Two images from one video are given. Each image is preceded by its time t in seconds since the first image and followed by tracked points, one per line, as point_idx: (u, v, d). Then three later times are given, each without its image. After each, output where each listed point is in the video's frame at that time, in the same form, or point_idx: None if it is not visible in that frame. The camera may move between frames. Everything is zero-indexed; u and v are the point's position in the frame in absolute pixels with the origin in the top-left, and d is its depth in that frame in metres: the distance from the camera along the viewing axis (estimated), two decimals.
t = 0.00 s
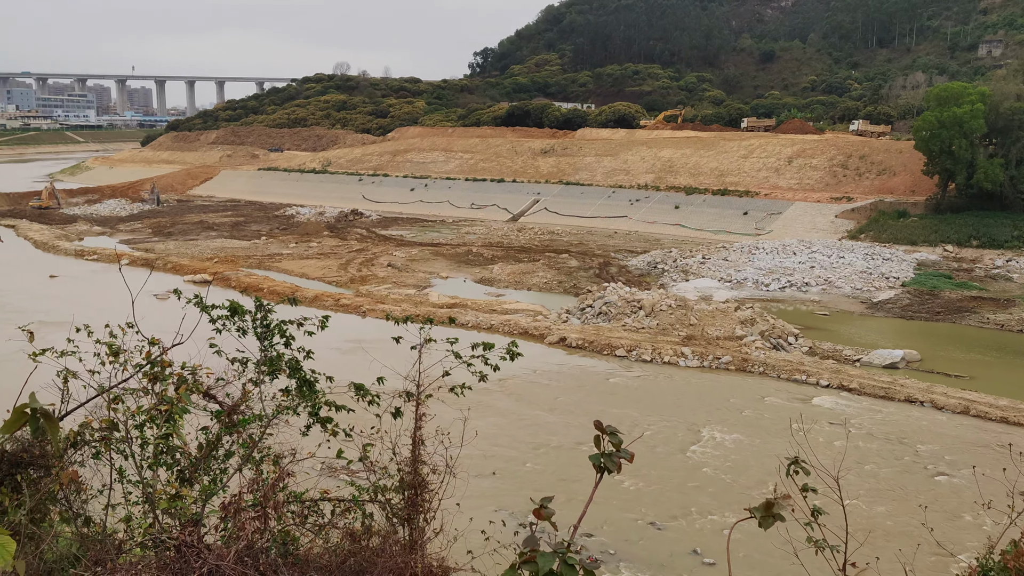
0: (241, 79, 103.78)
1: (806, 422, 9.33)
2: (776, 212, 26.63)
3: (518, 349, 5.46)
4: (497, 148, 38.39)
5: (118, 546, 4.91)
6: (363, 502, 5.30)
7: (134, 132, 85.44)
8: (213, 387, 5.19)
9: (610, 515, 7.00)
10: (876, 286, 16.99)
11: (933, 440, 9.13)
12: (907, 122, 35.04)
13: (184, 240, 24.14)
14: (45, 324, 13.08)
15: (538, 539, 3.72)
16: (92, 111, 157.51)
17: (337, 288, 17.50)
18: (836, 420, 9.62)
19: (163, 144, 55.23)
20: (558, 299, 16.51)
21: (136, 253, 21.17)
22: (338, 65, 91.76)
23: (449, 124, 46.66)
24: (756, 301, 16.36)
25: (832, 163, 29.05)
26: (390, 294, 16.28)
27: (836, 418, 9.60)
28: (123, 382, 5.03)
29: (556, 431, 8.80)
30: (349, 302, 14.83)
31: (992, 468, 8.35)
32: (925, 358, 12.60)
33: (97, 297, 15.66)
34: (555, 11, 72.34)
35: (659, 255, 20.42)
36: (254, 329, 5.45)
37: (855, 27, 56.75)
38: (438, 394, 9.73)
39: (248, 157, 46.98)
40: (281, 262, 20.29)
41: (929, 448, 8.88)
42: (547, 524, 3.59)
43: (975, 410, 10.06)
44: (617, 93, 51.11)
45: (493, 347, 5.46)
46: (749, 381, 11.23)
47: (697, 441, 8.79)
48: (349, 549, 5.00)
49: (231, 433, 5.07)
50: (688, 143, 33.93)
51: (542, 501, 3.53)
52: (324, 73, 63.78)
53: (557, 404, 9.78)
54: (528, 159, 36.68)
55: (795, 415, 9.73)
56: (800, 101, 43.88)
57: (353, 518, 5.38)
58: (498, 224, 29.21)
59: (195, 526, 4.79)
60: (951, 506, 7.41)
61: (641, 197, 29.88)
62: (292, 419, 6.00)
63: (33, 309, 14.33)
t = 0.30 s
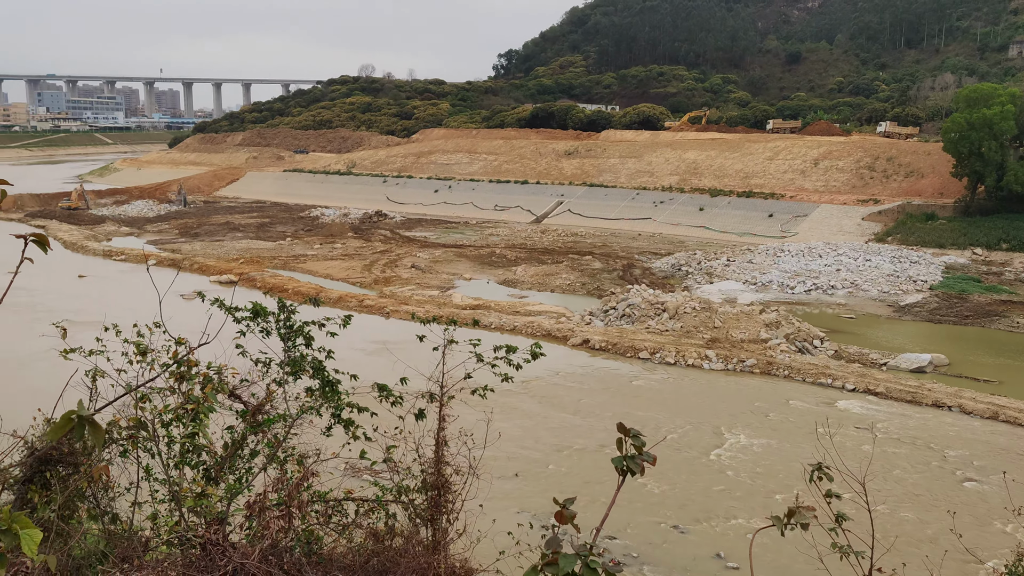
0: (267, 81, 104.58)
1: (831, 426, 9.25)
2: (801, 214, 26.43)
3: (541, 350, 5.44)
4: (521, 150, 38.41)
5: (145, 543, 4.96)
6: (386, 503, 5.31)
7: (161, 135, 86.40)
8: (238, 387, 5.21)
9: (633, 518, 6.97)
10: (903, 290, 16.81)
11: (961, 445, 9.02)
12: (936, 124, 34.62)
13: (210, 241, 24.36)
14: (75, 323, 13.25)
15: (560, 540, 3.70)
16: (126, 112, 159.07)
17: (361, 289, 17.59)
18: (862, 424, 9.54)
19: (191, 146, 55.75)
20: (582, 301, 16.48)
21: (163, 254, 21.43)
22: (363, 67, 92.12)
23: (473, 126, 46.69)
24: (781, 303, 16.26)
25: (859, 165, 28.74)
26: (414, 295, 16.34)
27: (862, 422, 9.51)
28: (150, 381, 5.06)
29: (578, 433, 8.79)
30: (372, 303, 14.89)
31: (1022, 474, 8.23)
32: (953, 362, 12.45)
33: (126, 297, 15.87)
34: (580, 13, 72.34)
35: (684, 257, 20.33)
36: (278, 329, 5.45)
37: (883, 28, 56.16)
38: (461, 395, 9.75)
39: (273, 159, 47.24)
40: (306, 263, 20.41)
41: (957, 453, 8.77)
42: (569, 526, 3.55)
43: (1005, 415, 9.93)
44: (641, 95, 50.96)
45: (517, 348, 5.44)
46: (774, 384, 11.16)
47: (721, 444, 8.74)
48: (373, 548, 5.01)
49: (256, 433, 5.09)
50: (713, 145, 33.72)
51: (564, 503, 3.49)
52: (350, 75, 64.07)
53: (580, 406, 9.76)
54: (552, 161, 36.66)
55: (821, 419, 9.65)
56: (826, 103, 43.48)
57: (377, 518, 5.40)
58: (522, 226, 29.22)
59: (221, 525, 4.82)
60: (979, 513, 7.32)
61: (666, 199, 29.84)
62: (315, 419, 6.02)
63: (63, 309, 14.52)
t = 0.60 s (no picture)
0: (292, 84, 105.29)
1: (857, 431, 9.17)
2: (827, 217, 26.24)
3: (564, 353, 5.45)
4: (545, 152, 38.43)
5: (169, 542, 4.99)
6: (408, 503, 5.32)
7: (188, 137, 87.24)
8: (263, 388, 5.24)
9: (656, 522, 6.95)
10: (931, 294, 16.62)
11: (990, 451, 8.91)
12: (965, 126, 34.18)
13: (236, 243, 24.55)
14: (102, 323, 13.42)
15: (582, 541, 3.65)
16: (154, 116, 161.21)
17: (385, 291, 17.67)
18: (889, 429, 9.45)
19: (217, 147, 56.17)
20: (605, 304, 16.46)
21: (190, 255, 21.66)
22: (388, 70, 92.20)
23: (497, 128, 46.71)
24: (806, 307, 16.17)
25: (885, 168, 28.45)
26: (437, 297, 16.39)
27: (888, 428, 9.42)
28: (175, 381, 5.08)
29: (600, 436, 8.79)
30: (396, 305, 14.96)
31: None
32: (981, 368, 12.30)
33: (153, 297, 16.09)
34: (605, 15, 72.23)
35: (708, 260, 20.25)
36: (302, 330, 5.48)
37: (911, 30, 55.55)
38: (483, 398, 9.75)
39: (299, 161, 47.37)
40: (330, 265, 20.52)
41: (986, 460, 8.67)
42: (592, 528, 3.48)
43: None
44: (665, 97, 50.76)
45: (539, 351, 5.45)
46: (799, 389, 11.09)
47: (745, 448, 8.70)
48: (395, 549, 5.02)
49: (280, 433, 5.10)
50: (737, 148, 33.52)
51: (586, 505, 3.41)
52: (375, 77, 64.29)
53: (603, 409, 9.75)
54: (576, 163, 36.66)
55: (847, 425, 9.56)
56: (853, 105, 43.06)
57: (400, 519, 5.41)
58: (545, 228, 29.24)
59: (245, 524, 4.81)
60: (1008, 521, 7.23)
61: (690, 201, 29.80)
62: (339, 420, 6.04)
63: (91, 309, 14.69)
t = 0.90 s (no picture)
0: (316, 86, 105.92)
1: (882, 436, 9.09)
2: (851, 219, 26.08)
3: (585, 355, 5.43)
4: (567, 155, 38.40)
5: (193, 541, 5.01)
6: (430, 504, 5.33)
7: (212, 139, 88.02)
8: (286, 388, 5.26)
9: (678, 526, 6.91)
10: (957, 298, 16.40)
11: (1019, 458, 8.79)
12: (992, 129, 33.75)
13: (259, 244, 24.73)
14: (126, 323, 13.56)
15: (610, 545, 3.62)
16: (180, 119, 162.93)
17: (407, 292, 17.70)
18: (914, 434, 9.35)
19: (241, 150, 56.46)
20: (626, 307, 16.43)
21: (214, 256, 21.84)
22: (412, 72, 92.22)
23: (518, 130, 46.73)
24: (830, 311, 16.05)
25: (910, 171, 28.17)
26: (458, 299, 16.40)
27: (914, 434, 9.32)
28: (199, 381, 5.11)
29: (622, 439, 8.75)
30: (418, 306, 14.99)
31: None
32: (1009, 373, 12.13)
33: (177, 297, 16.25)
34: (628, 18, 72.14)
35: (731, 263, 20.17)
36: (324, 332, 5.49)
37: (937, 31, 54.95)
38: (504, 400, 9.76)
39: (322, 163, 47.39)
40: (352, 266, 20.60)
41: (1014, 467, 8.56)
42: (619, 532, 3.45)
43: None
44: (688, 99, 50.59)
45: (561, 353, 5.44)
46: (822, 393, 11.01)
47: (768, 452, 8.64)
48: (417, 551, 5.01)
49: (303, 433, 5.12)
50: (761, 150, 33.32)
51: (613, 510, 3.38)
52: (398, 80, 64.51)
53: (624, 411, 9.72)
54: (598, 166, 36.63)
55: (871, 429, 9.48)
56: (878, 108, 42.62)
57: (421, 520, 5.41)
58: (566, 230, 29.27)
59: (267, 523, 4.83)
60: None
61: (713, 204, 29.77)
62: (361, 421, 6.07)
63: (116, 309, 14.84)
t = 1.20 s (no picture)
0: (337, 87, 106.32)
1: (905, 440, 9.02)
2: (873, 222, 25.91)
3: (604, 356, 5.41)
4: (587, 155, 38.37)
5: (214, 540, 5.05)
6: (449, 505, 5.34)
7: (235, 141, 88.81)
8: (307, 388, 5.29)
9: (697, 529, 6.89)
10: (982, 301, 16.22)
11: None
12: (1019, 130, 33.32)
13: (281, 244, 24.90)
14: (150, 323, 13.72)
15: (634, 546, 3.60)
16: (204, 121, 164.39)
17: (427, 293, 17.77)
18: (938, 438, 9.28)
19: (262, 151, 56.68)
20: (646, 309, 16.43)
21: (236, 256, 22.00)
22: (433, 72, 92.24)
23: (539, 131, 46.74)
24: (852, 313, 15.94)
25: (934, 173, 27.89)
26: (478, 300, 16.44)
27: (937, 438, 9.25)
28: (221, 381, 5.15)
29: (641, 440, 8.74)
30: (438, 307, 15.04)
31: None
32: None
33: (200, 297, 16.40)
34: (648, 19, 71.99)
35: (751, 265, 20.09)
36: (344, 333, 5.51)
37: (962, 32, 54.36)
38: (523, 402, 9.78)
39: (342, 165, 47.60)
40: (372, 267, 20.69)
41: None
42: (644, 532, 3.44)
43: None
44: (709, 100, 50.39)
45: (580, 354, 5.41)
46: (844, 396, 10.95)
47: (788, 455, 8.61)
48: (437, 551, 5.01)
49: (324, 433, 5.15)
50: (782, 151, 33.12)
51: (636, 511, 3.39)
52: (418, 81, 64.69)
53: (643, 413, 9.71)
54: (618, 167, 36.58)
55: (894, 433, 9.40)
56: (902, 109, 42.18)
57: (440, 520, 5.42)
58: (586, 232, 29.29)
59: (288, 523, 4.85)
60: None
61: (733, 206, 29.69)
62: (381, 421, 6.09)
63: (139, 309, 15.01)
